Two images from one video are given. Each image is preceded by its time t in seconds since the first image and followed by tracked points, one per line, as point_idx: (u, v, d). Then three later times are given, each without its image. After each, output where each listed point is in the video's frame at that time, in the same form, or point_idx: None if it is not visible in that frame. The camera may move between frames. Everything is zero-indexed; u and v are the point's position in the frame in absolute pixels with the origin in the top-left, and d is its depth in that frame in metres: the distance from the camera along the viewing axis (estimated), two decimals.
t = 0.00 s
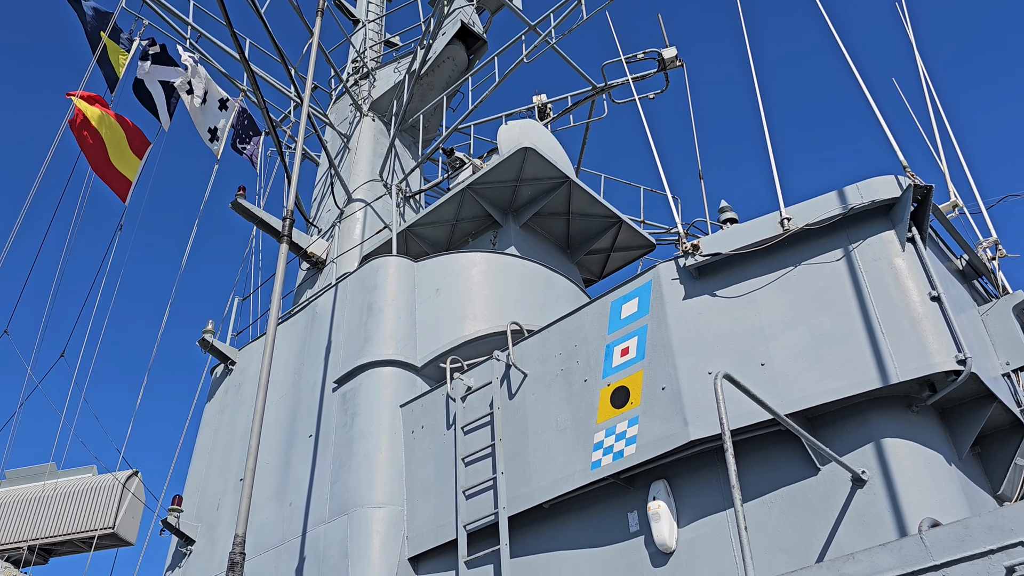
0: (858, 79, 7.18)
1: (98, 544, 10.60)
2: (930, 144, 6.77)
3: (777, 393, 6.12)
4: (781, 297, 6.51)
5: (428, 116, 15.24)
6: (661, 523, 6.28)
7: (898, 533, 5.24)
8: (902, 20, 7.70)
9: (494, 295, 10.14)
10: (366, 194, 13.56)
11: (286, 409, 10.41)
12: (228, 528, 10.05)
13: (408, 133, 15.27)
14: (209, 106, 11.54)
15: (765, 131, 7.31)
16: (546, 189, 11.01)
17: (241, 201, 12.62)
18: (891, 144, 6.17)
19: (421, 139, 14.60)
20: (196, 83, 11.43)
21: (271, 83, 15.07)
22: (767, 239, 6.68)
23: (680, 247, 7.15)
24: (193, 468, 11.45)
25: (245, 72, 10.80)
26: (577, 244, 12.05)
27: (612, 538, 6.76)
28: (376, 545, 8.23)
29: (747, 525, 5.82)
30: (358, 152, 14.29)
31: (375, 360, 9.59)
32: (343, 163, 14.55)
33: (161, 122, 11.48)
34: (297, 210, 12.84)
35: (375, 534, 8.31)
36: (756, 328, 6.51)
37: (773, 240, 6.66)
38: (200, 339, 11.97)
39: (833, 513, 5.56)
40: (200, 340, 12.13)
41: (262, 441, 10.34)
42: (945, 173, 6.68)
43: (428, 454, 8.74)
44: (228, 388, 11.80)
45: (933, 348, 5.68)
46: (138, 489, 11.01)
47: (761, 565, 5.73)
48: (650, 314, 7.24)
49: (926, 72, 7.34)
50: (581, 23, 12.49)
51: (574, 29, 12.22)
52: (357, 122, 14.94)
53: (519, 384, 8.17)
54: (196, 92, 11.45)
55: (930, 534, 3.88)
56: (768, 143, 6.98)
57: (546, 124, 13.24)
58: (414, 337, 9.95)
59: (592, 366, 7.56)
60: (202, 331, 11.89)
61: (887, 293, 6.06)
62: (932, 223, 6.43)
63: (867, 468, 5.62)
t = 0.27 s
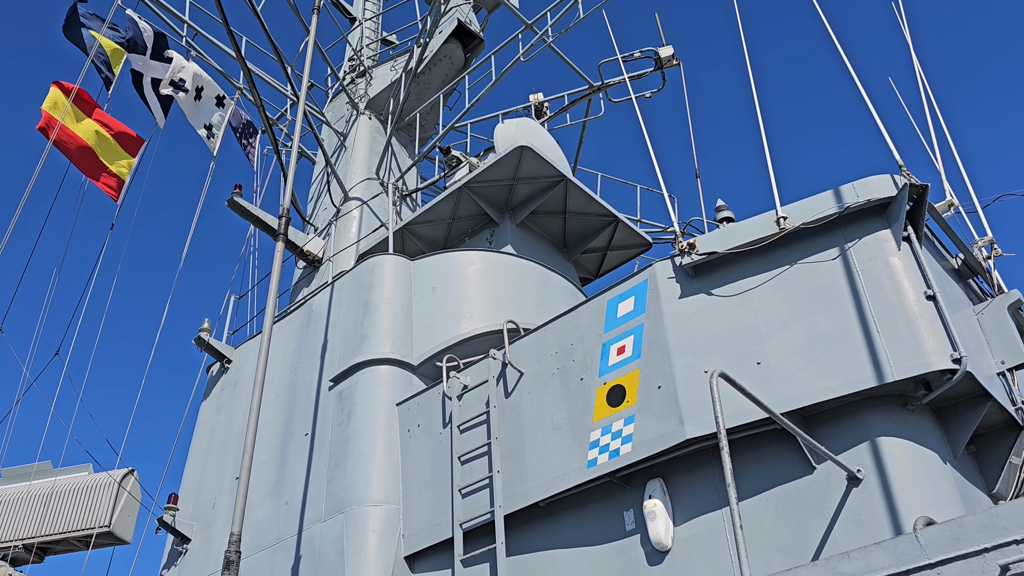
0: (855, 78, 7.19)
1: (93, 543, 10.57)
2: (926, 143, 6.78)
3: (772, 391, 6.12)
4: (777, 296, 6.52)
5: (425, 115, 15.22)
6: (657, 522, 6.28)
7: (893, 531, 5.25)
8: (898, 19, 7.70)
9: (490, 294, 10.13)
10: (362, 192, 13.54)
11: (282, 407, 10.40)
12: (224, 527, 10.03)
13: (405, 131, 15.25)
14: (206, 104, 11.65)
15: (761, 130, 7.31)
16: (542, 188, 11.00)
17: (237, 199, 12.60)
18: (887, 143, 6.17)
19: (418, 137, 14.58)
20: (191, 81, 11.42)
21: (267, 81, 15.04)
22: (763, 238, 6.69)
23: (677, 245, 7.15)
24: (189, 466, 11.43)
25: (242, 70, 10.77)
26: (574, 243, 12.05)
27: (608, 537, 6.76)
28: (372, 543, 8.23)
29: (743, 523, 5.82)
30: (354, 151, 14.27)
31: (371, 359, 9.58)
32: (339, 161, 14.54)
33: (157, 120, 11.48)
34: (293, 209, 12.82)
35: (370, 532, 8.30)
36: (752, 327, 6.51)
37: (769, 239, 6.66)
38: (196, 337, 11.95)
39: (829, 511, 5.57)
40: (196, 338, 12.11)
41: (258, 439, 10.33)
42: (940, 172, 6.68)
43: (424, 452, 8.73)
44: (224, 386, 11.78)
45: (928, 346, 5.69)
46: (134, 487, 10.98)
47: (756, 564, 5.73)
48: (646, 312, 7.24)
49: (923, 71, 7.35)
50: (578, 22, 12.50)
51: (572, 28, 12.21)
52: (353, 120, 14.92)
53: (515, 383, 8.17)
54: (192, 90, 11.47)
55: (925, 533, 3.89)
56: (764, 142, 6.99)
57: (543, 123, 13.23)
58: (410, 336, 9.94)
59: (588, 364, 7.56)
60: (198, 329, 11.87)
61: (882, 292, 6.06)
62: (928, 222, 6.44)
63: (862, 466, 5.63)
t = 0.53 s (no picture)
0: (851, 77, 7.19)
1: (88, 540, 10.53)
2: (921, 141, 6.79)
3: (768, 389, 6.13)
4: (773, 293, 6.52)
5: (421, 111, 15.19)
6: (652, 519, 6.29)
7: (887, 528, 5.26)
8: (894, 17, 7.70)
9: (486, 291, 10.12)
10: (358, 189, 13.51)
11: (278, 404, 10.38)
12: (218, 523, 10.02)
13: (401, 128, 15.22)
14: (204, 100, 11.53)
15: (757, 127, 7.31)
16: (538, 185, 11.00)
17: (233, 195, 12.56)
18: (883, 142, 6.18)
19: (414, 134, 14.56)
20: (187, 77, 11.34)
21: (262, 77, 14.99)
22: (759, 235, 6.69)
23: (673, 243, 7.15)
24: (183, 463, 11.41)
25: (237, 66, 10.73)
26: (570, 240, 12.05)
27: (603, 534, 6.77)
28: (367, 540, 8.23)
29: (737, 521, 5.83)
30: (351, 147, 14.25)
31: (366, 356, 9.57)
32: (335, 157, 14.51)
33: (153, 116, 11.45)
34: (289, 205, 12.79)
35: (366, 529, 8.30)
36: (747, 324, 6.52)
37: (765, 237, 6.66)
38: (191, 334, 11.92)
39: (823, 508, 5.58)
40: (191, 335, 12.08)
41: (253, 436, 10.31)
42: (936, 171, 6.69)
43: (419, 449, 8.73)
44: (219, 382, 11.76)
45: (923, 344, 5.70)
46: (128, 484, 10.93)
47: (751, 561, 5.74)
48: (642, 310, 7.24)
49: (918, 69, 7.35)
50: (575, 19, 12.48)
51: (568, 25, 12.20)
52: (349, 116, 14.88)
53: (511, 380, 8.17)
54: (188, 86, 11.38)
55: (920, 530, 3.89)
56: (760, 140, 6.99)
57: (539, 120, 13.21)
58: (405, 332, 9.93)
59: (584, 361, 7.56)
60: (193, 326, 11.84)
61: (878, 290, 6.07)
62: (923, 221, 6.45)
63: (857, 464, 5.64)
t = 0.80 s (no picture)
0: (848, 75, 7.20)
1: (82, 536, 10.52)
2: (918, 140, 6.79)
3: (764, 387, 6.13)
4: (769, 291, 6.52)
5: (418, 108, 15.17)
6: (648, 516, 6.29)
7: (882, 526, 5.27)
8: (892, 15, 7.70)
9: (482, 288, 10.11)
10: (354, 185, 13.49)
11: (273, 400, 10.36)
12: (213, 520, 10.00)
13: (398, 124, 15.20)
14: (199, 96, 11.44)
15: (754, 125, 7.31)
16: (535, 182, 10.99)
17: (229, 191, 12.53)
18: (880, 140, 6.18)
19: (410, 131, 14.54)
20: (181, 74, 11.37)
21: (259, 73, 14.94)
22: (755, 233, 6.69)
23: (669, 240, 7.15)
24: (178, 459, 11.39)
25: (234, 62, 10.69)
26: (566, 237, 12.05)
27: (598, 531, 6.77)
28: (362, 536, 8.23)
29: (733, 518, 5.84)
30: (347, 143, 14.22)
31: (362, 352, 9.56)
32: (331, 154, 14.48)
33: (148, 113, 11.41)
34: (285, 201, 12.76)
35: (361, 526, 8.29)
36: (743, 322, 6.52)
37: (762, 234, 6.66)
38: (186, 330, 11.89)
39: (819, 506, 5.58)
40: (187, 331, 12.05)
41: (249, 433, 10.29)
42: (933, 169, 6.70)
43: (415, 446, 8.72)
44: (215, 379, 11.74)
45: (919, 342, 5.71)
46: (123, 481, 10.91)
47: (746, 558, 5.75)
48: (638, 307, 7.24)
49: (915, 68, 7.36)
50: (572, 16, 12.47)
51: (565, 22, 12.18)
52: (346, 113, 14.85)
53: (507, 377, 8.16)
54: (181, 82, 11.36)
55: (915, 527, 3.89)
56: (757, 138, 6.99)
57: (536, 117, 13.20)
58: (402, 329, 9.92)
59: (580, 359, 7.56)
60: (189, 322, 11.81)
61: (874, 288, 6.08)
62: (919, 219, 6.45)
63: (852, 462, 5.65)
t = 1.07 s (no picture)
0: (845, 74, 7.20)
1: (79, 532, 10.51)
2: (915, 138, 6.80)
3: (761, 385, 6.14)
4: (767, 290, 6.53)
5: (415, 105, 15.15)
6: (644, 514, 6.30)
7: (878, 524, 5.29)
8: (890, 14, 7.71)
9: (479, 285, 10.11)
10: (352, 182, 13.47)
11: (270, 397, 10.36)
12: (210, 517, 10.00)
13: (395, 121, 15.18)
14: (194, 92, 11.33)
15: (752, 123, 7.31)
16: (533, 179, 10.98)
17: (226, 187, 12.50)
18: (877, 139, 6.18)
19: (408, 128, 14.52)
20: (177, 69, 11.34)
21: (256, 69, 14.92)
22: (752, 231, 6.69)
23: (666, 238, 7.15)
24: (175, 456, 11.38)
25: (231, 58, 10.67)
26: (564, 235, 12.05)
27: (595, 528, 6.78)
28: (359, 534, 8.23)
29: (729, 516, 5.85)
30: (345, 140, 14.20)
31: (359, 350, 9.55)
32: (329, 150, 14.46)
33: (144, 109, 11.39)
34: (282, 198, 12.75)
35: (358, 522, 8.29)
36: (740, 320, 6.53)
37: (759, 233, 6.66)
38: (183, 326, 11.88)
39: (815, 504, 5.60)
40: (183, 327, 12.04)
41: (245, 429, 10.28)
42: (930, 168, 6.71)
43: (412, 443, 8.72)
44: (211, 375, 11.73)
45: (915, 341, 5.72)
46: (120, 477, 10.91)
47: (742, 556, 5.76)
48: (636, 305, 7.24)
49: (913, 67, 7.36)
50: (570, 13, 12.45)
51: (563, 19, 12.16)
52: (343, 109, 14.83)
53: (504, 374, 8.17)
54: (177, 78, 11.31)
55: (911, 526, 3.90)
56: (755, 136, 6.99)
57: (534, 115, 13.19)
58: (399, 326, 9.92)
59: (577, 356, 7.56)
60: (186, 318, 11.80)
61: (871, 287, 6.09)
62: (917, 218, 6.46)
63: (848, 460, 5.66)
